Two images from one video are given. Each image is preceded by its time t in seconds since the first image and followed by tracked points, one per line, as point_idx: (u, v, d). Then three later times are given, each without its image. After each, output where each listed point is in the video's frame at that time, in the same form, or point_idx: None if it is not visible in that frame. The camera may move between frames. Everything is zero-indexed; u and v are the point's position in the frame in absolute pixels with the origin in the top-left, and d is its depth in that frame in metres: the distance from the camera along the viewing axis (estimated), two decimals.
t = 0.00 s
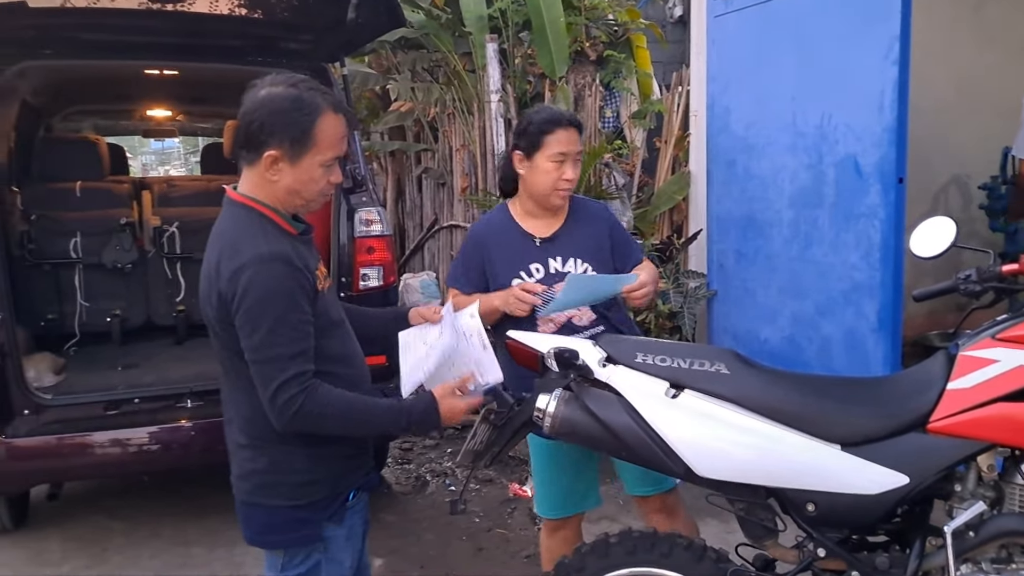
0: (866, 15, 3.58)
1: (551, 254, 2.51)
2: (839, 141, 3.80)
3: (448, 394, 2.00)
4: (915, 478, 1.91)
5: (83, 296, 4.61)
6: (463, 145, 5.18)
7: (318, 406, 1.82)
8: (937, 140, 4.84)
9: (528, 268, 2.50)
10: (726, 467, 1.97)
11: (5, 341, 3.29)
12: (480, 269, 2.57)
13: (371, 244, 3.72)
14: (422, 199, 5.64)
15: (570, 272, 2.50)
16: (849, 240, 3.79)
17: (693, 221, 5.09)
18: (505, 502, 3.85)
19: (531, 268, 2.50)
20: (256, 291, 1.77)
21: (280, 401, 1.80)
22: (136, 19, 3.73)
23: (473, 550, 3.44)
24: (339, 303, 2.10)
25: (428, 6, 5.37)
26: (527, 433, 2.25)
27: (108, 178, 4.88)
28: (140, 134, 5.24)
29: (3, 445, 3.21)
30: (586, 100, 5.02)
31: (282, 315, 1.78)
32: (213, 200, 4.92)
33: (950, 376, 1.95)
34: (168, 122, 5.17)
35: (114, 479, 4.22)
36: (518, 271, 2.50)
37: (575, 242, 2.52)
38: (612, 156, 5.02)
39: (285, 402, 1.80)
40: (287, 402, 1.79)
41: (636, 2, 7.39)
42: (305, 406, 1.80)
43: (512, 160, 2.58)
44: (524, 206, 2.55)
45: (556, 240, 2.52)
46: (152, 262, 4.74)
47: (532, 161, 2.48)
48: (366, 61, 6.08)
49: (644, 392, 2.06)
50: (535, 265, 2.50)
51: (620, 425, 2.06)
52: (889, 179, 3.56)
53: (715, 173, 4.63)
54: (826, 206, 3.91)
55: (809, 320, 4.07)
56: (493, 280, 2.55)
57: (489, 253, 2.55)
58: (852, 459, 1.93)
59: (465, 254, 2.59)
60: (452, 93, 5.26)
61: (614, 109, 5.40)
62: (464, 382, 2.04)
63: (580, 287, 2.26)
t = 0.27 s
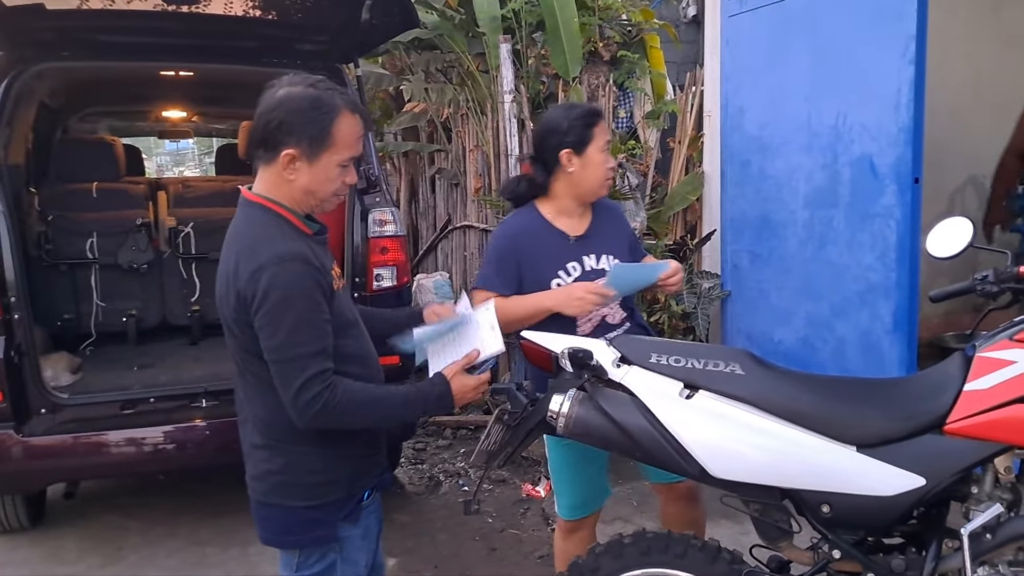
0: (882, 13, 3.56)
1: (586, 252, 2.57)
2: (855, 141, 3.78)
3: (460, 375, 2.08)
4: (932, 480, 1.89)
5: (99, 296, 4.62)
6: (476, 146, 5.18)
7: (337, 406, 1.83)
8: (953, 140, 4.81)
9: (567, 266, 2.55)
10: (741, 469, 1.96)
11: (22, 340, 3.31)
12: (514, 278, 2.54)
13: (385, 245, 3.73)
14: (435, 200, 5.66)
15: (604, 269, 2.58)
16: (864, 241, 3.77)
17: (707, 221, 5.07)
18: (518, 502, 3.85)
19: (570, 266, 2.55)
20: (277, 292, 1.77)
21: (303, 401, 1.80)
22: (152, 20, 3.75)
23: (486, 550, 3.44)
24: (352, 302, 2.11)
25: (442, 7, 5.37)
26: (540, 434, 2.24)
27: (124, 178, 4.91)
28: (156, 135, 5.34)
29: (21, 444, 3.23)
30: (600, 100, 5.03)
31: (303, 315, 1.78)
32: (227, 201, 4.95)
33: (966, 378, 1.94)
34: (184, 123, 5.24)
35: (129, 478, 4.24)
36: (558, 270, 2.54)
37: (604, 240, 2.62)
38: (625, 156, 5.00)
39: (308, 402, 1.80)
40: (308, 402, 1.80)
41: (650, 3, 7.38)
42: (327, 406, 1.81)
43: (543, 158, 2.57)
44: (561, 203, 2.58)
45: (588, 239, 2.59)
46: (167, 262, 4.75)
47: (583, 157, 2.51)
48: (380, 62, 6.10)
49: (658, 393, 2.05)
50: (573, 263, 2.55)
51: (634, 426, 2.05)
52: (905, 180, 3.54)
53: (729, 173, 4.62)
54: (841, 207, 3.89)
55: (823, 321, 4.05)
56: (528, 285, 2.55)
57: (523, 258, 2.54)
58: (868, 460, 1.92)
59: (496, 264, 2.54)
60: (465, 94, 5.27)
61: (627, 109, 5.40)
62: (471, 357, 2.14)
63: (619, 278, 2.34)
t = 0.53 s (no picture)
0: (891, 14, 3.55)
1: (640, 246, 2.59)
2: (863, 142, 3.77)
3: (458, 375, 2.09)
4: (939, 482, 1.89)
5: (107, 296, 4.62)
6: (483, 146, 5.19)
7: (353, 407, 1.83)
8: (960, 142, 4.80)
9: (625, 258, 2.55)
10: (748, 470, 1.96)
11: (30, 339, 3.32)
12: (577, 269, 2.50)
13: (391, 245, 3.74)
14: (441, 200, 5.67)
15: (655, 265, 2.60)
16: (872, 242, 3.76)
17: (713, 222, 5.07)
18: (524, 503, 3.86)
19: (628, 258, 2.55)
20: (310, 291, 1.77)
21: (328, 401, 1.80)
22: (160, 21, 3.76)
23: (492, 550, 3.45)
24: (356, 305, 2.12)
25: (449, 7, 5.46)
26: (546, 434, 2.24)
27: (132, 178, 4.92)
28: (164, 135, 5.36)
29: (28, 442, 3.23)
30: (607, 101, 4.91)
31: (333, 315, 1.79)
32: (234, 201, 4.96)
33: (974, 379, 1.93)
34: (191, 123, 5.29)
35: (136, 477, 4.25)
36: (616, 261, 2.54)
37: (654, 237, 2.65)
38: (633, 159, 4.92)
39: (334, 402, 1.80)
40: (329, 401, 1.80)
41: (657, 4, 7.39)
42: (351, 406, 1.82)
43: (597, 152, 2.57)
44: (622, 195, 2.57)
45: (643, 234, 2.61)
46: (174, 262, 4.77)
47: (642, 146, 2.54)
48: (386, 62, 6.09)
49: (665, 394, 2.05)
50: (630, 255, 2.56)
51: (641, 427, 2.05)
52: (913, 181, 3.53)
53: (736, 174, 4.61)
54: (848, 208, 3.88)
55: (830, 323, 4.04)
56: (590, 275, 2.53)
57: (586, 247, 2.51)
58: (875, 462, 1.91)
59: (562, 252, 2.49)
60: (472, 95, 5.28)
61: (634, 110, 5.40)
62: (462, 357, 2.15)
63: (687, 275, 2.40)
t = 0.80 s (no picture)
0: (892, 14, 3.55)
1: (711, 236, 2.73)
2: (863, 143, 3.77)
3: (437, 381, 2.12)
4: (939, 483, 1.89)
5: (108, 296, 4.64)
6: (484, 147, 5.19)
7: (380, 391, 1.87)
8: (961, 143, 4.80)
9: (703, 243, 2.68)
10: (749, 470, 1.96)
11: (31, 340, 3.32)
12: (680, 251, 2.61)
13: (392, 245, 3.74)
14: (442, 200, 5.68)
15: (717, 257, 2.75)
16: (873, 242, 3.76)
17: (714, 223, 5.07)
18: (525, 503, 3.85)
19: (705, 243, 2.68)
20: (347, 275, 1.81)
21: (362, 384, 1.83)
22: (161, 21, 3.76)
23: (493, 551, 3.44)
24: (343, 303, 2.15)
25: (449, 7, 5.48)
26: (546, 435, 2.25)
27: (132, 178, 4.93)
28: (165, 136, 5.33)
29: (29, 442, 3.24)
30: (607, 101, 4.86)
31: (365, 300, 1.84)
32: (235, 201, 4.96)
33: (974, 380, 1.93)
34: (191, 123, 5.30)
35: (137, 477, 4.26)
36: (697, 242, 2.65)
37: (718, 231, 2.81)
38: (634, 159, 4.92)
39: (367, 384, 1.84)
40: (359, 385, 1.83)
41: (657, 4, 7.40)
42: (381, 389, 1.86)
43: (664, 145, 2.73)
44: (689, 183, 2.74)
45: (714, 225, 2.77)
46: (175, 263, 4.77)
47: (705, 138, 2.71)
48: (387, 63, 6.02)
49: (665, 394, 2.05)
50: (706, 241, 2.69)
51: (641, 426, 2.05)
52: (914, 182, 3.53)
53: (737, 174, 4.61)
54: (849, 209, 3.88)
55: (831, 323, 4.04)
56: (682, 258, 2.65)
57: (678, 223, 2.60)
58: (876, 463, 1.91)
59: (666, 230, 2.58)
60: (473, 95, 5.28)
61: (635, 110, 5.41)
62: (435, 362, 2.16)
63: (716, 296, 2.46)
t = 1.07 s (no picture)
0: (891, 14, 3.56)
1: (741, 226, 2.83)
2: (863, 143, 3.78)
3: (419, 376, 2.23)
4: (939, 482, 1.89)
5: (108, 296, 4.64)
6: (484, 147, 5.19)
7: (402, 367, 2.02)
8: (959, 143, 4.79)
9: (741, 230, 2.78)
10: (749, 469, 1.97)
11: (31, 340, 3.32)
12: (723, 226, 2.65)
13: (392, 245, 3.74)
14: (443, 201, 5.69)
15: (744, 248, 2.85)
16: (872, 243, 3.76)
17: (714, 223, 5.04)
18: (525, 503, 3.86)
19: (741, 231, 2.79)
20: (372, 259, 1.95)
21: (391, 360, 1.98)
22: (161, 21, 3.77)
23: (493, 551, 3.45)
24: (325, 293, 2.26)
25: (449, 8, 5.48)
26: (546, 434, 2.22)
27: (132, 179, 4.93)
28: (165, 136, 5.34)
29: (29, 442, 3.24)
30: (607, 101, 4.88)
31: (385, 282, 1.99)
32: (234, 201, 4.96)
33: (974, 380, 1.93)
34: (191, 123, 5.31)
35: (138, 477, 4.26)
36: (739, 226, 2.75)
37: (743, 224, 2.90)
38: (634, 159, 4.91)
39: (394, 360, 1.98)
40: (390, 362, 1.97)
41: (657, 4, 7.41)
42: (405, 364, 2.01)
43: (687, 132, 2.83)
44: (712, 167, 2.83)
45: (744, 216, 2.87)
46: (175, 263, 4.77)
47: (727, 125, 2.80)
48: (387, 64, 6.07)
49: (665, 394, 2.05)
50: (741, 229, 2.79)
51: (642, 426, 2.05)
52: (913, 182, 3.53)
53: (738, 175, 4.60)
54: (848, 209, 3.88)
55: (831, 323, 4.04)
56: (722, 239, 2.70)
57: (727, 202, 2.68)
58: (875, 462, 1.92)
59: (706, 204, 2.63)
60: (473, 95, 5.28)
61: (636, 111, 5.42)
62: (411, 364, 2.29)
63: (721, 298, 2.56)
